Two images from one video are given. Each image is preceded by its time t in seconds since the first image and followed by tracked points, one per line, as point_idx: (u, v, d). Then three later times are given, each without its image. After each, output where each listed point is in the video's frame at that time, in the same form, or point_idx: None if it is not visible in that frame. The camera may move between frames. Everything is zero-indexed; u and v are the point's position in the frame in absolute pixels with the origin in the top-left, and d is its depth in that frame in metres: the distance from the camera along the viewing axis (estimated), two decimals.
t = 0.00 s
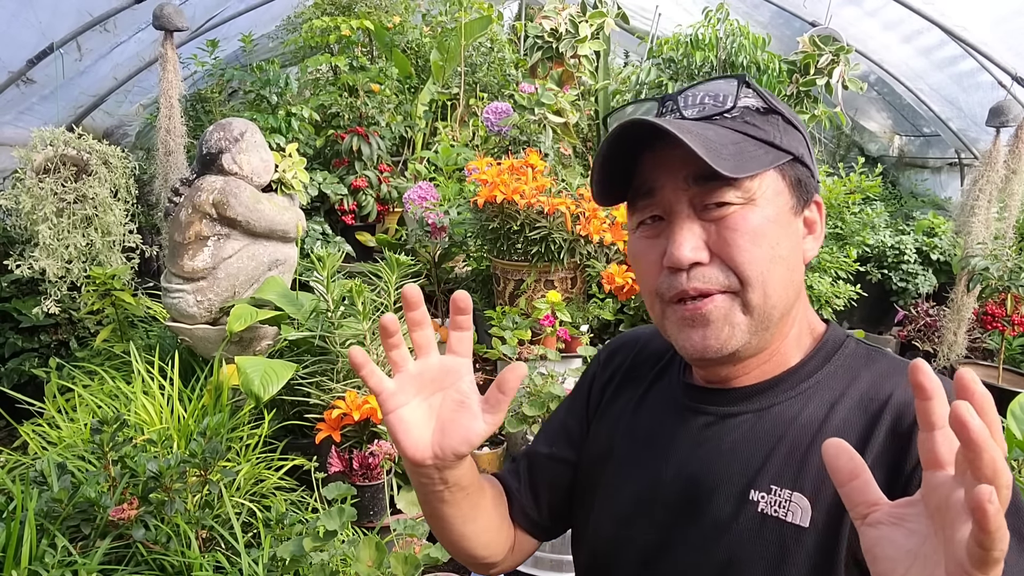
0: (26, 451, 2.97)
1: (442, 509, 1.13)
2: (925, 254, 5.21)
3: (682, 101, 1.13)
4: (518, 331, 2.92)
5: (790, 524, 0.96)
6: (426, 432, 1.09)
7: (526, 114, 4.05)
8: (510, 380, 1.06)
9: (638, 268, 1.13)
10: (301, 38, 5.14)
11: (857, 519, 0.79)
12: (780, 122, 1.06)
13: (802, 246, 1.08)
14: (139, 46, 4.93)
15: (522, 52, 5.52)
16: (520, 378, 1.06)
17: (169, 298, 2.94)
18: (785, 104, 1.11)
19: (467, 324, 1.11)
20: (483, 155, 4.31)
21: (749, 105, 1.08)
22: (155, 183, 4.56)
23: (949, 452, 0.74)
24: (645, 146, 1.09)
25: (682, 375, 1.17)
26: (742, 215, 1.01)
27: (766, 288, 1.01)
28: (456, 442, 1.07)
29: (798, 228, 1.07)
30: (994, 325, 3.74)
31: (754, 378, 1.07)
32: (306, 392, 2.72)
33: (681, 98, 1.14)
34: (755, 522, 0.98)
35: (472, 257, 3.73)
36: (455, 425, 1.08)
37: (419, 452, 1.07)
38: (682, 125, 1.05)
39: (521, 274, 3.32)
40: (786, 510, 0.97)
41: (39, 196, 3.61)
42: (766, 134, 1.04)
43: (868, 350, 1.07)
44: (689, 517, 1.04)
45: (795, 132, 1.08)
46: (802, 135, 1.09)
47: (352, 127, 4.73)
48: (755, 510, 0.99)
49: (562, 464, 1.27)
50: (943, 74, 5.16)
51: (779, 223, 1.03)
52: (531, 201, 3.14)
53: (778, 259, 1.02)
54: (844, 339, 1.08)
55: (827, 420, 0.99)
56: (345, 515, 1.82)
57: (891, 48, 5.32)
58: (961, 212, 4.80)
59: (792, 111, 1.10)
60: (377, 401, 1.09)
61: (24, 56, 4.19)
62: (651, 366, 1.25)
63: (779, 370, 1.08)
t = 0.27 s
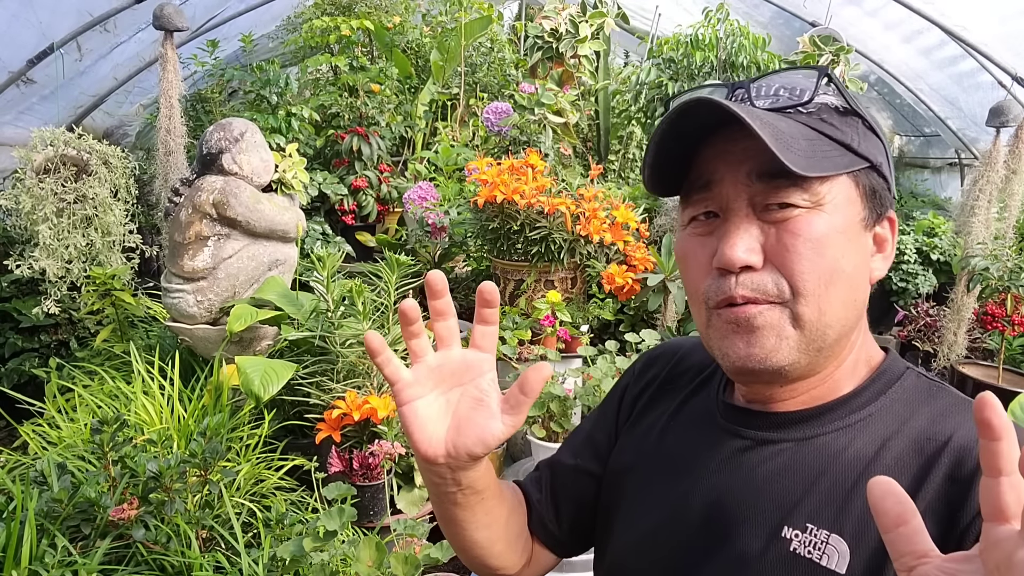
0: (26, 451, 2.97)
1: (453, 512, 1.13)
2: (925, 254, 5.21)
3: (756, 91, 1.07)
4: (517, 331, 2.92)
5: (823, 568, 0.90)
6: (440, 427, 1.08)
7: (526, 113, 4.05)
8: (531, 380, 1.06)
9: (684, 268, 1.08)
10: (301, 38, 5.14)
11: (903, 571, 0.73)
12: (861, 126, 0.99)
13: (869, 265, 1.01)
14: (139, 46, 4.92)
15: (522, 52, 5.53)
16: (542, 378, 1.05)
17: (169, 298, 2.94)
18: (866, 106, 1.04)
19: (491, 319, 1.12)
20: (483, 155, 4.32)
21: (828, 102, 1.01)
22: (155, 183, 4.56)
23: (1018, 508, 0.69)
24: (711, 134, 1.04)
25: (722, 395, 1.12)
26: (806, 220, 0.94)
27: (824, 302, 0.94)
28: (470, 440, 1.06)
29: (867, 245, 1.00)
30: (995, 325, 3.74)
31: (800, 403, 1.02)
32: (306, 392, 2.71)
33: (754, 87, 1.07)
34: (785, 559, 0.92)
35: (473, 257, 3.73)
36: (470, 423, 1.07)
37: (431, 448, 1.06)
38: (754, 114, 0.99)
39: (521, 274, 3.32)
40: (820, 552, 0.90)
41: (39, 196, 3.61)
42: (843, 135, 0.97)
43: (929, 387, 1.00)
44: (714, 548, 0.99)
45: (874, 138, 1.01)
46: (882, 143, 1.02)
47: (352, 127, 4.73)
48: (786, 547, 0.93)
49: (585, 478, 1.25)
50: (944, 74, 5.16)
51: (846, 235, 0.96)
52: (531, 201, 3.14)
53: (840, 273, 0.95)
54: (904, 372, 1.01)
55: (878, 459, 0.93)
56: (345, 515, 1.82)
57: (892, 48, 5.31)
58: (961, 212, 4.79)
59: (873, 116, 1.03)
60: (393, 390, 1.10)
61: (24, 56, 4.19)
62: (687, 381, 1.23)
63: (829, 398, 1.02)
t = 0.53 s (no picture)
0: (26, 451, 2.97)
1: (464, 535, 1.12)
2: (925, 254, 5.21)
3: (775, 95, 1.02)
4: (518, 331, 2.96)
5: None
6: (448, 449, 1.07)
7: (526, 114, 4.05)
8: (538, 402, 1.02)
9: (699, 283, 1.05)
10: (301, 38, 5.14)
11: None
12: (884, 135, 0.95)
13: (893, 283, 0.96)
14: (139, 46, 4.92)
15: (522, 52, 5.53)
16: (551, 401, 1.01)
17: (169, 298, 2.94)
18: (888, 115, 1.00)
19: (501, 337, 1.09)
20: (483, 155, 4.32)
21: (848, 109, 0.97)
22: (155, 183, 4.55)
23: None
24: (726, 143, 1.00)
25: (744, 417, 1.08)
26: (823, 233, 0.90)
27: (842, 320, 0.90)
28: (478, 463, 1.04)
29: (892, 261, 0.95)
30: (995, 325, 3.74)
31: (822, 427, 0.97)
32: (306, 392, 2.71)
33: (771, 93, 1.03)
34: None
35: (473, 257, 3.73)
36: (478, 445, 1.05)
37: (439, 470, 1.05)
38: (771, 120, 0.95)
39: (520, 274, 3.32)
40: None
41: (38, 196, 3.61)
42: (865, 143, 0.93)
43: (964, 414, 0.93)
44: None
45: (897, 147, 0.96)
46: (905, 153, 0.98)
47: (352, 127, 4.73)
48: None
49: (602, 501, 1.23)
50: (944, 74, 5.16)
51: (868, 249, 0.91)
52: (530, 201, 3.14)
53: (862, 290, 0.90)
54: (938, 397, 0.94)
55: (906, 490, 0.86)
56: (345, 515, 1.82)
57: (892, 48, 5.31)
58: (961, 212, 4.79)
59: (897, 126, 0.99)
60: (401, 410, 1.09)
61: (24, 56, 4.19)
62: (710, 402, 1.19)
63: (852, 423, 0.97)
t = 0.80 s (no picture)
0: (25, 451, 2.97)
1: (465, 525, 1.12)
2: (925, 254, 5.20)
3: (758, 96, 1.03)
4: (517, 331, 2.94)
5: None
6: (449, 437, 1.07)
7: (526, 113, 4.04)
8: (538, 390, 1.03)
9: (692, 280, 1.05)
10: (301, 38, 5.13)
11: None
12: (867, 131, 0.96)
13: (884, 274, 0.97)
14: (139, 45, 4.91)
15: (522, 52, 5.52)
16: (551, 390, 1.02)
17: (169, 297, 2.94)
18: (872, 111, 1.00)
19: (502, 328, 1.10)
20: (483, 155, 4.31)
21: (832, 107, 0.98)
22: (154, 183, 4.53)
23: None
24: (713, 143, 1.01)
25: (741, 409, 1.08)
26: (813, 226, 0.91)
27: (834, 311, 0.91)
28: (478, 450, 1.05)
29: (881, 252, 0.95)
30: (995, 325, 3.74)
31: (817, 418, 0.98)
32: (305, 392, 2.70)
33: (756, 94, 1.03)
34: None
35: (472, 257, 3.72)
36: (479, 432, 1.06)
37: (441, 457, 1.06)
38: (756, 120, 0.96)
39: (520, 274, 3.32)
40: None
41: (37, 196, 3.60)
42: (849, 139, 0.94)
43: (957, 404, 0.93)
44: (728, 569, 0.94)
45: (882, 142, 0.97)
46: (890, 148, 0.98)
47: (351, 126, 4.72)
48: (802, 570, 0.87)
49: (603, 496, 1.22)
50: (944, 74, 5.15)
51: (857, 241, 0.92)
52: (530, 200, 3.14)
53: (852, 281, 0.91)
54: (930, 388, 0.95)
55: (899, 479, 0.86)
56: (345, 515, 1.82)
57: (892, 48, 5.31)
58: (961, 211, 4.79)
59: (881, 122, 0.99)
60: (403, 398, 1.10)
61: (23, 56, 4.19)
62: (709, 396, 1.18)
63: (846, 412, 0.97)
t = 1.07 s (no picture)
0: (25, 451, 2.97)
1: (464, 499, 1.14)
2: (925, 254, 5.20)
3: (729, 94, 1.09)
4: (517, 331, 2.95)
5: (819, 557, 0.89)
6: (451, 414, 1.09)
7: (526, 113, 4.05)
8: (536, 371, 1.04)
9: (674, 270, 1.10)
10: (301, 38, 5.14)
11: (877, 547, 0.72)
12: (831, 122, 1.02)
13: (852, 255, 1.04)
14: (139, 46, 4.91)
15: (522, 52, 5.52)
16: (548, 370, 1.02)
17: (169, 298, 2.94)
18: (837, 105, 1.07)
19: (503, 312, 1.11)
20: (483, 155, 4.31)
21: (797, 102, 1.04)
22: (154, 183, 4.53)
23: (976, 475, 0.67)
24: (689, 139, 1.07)
25: (723, 390, 1.14)
26: (784, 214, 0.97)
27: (807, 292, 0.97)
28: (478, 426, 1.07)
29: (849, 235, 1.02)
30: (994, 325, 3.74)
31: (794, 394, 1.04)
32: (305, 392, 2.70)
33: (728, 92, 1.10)
34: (782, 549, 0.92)
35: (472, 257, 3.72)
36: (478, 410, 1.08)
37: (442, 433, 1.08)
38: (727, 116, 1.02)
39: (520, 274, 3.32)
40: (815, 541, 0.90)
41: (37, 196, 3.60)
42: (814, 130, 1.00)
43: (922, 378, 0.99)
44: (714, 538, 0.99)
45: (846, 133, 1.03)
46: (854, 138, 1.04)
47: (351, 126, 4.72)
48: (782, 537, 0.93)
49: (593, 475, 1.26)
50: (943, 74, 5.16)
51: (827, 226, 0.98)
52: (530, 200, 3.13)
53: (823, 264, 0.98)
54: (898, 362, 1.01)
55: (869, 448, 0.93)
56: (345, 516, 1.82)
57: (891, 48, 5.31)
58: (961, 211, 4.79)
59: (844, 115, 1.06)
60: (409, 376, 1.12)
61: (23, 56, 4.19)
62: (692, 378, 1.24)
63: (820, 388, 1.03)
